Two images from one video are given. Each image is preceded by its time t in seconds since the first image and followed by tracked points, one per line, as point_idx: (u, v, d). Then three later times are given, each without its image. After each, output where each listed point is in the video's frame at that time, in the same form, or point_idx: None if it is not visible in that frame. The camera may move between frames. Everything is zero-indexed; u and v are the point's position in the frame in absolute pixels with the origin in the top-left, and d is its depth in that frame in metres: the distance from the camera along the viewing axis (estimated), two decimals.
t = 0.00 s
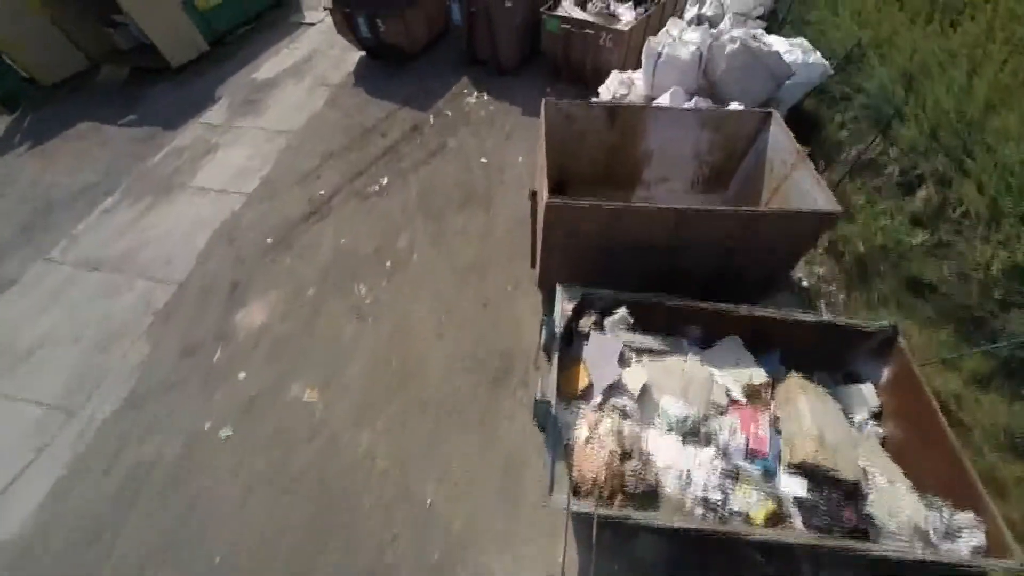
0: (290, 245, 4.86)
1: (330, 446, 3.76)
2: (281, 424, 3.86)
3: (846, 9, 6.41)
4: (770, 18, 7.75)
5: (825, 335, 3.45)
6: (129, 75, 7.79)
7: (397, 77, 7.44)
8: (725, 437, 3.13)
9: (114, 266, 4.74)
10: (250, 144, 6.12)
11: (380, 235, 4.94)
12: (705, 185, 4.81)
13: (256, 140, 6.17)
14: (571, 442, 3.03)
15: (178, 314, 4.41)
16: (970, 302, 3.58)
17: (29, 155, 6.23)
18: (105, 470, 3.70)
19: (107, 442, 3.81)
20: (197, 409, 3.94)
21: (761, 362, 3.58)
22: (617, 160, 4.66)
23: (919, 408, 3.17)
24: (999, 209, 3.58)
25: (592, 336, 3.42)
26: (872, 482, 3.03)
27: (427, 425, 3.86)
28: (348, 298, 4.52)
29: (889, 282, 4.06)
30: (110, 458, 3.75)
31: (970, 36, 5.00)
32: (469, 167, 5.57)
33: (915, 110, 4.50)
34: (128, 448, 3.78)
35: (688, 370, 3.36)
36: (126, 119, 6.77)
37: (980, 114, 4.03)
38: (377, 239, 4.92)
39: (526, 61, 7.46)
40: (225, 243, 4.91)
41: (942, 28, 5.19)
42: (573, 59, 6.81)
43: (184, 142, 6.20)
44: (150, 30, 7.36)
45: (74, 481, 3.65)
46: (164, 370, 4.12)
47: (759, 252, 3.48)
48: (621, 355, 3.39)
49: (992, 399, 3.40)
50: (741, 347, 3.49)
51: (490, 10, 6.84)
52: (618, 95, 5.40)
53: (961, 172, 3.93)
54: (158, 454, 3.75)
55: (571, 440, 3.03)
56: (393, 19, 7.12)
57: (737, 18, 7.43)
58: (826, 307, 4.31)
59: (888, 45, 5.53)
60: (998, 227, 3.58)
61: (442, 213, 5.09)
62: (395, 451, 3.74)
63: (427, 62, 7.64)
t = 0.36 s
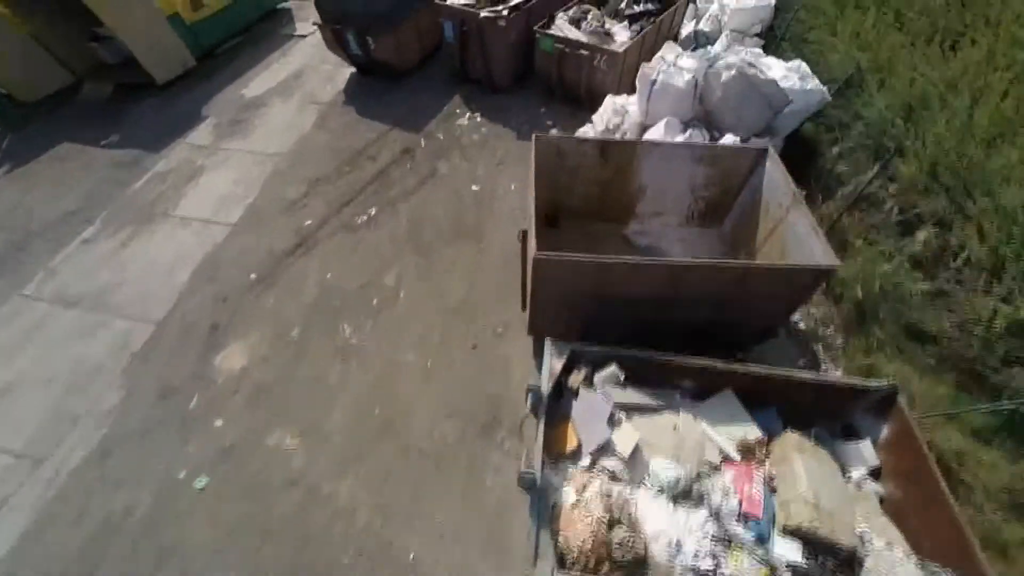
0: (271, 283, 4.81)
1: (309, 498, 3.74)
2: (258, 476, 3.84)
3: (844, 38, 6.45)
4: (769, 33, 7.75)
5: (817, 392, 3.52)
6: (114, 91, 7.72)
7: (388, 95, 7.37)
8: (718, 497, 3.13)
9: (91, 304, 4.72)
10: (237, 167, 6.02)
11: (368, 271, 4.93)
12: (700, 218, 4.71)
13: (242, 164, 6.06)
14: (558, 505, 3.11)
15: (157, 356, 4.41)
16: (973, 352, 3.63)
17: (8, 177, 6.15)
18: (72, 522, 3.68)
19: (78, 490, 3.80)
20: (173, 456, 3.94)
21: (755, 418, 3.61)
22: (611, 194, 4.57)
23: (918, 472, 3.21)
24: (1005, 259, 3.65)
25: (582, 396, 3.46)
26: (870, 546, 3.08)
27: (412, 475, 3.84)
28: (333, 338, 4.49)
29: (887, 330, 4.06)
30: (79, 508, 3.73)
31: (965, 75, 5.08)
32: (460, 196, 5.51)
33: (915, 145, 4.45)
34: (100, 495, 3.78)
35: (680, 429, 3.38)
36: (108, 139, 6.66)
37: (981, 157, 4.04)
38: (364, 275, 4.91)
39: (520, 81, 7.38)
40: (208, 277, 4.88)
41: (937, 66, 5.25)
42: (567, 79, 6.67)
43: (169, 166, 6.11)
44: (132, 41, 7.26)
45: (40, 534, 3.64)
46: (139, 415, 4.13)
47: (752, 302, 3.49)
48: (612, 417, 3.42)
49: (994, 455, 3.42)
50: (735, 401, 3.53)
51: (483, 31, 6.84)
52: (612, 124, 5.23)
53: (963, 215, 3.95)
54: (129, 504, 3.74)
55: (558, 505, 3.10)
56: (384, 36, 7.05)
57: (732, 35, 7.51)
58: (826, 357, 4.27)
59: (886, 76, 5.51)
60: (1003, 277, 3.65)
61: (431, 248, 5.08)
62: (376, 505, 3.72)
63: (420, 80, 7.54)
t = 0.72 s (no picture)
0: (255, 318, 4.94)
1: (285, 548, 3.84)
2: (234, 525, 3.93)
3: (843, 64, 6.40)
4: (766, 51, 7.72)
5: (810, 448, 3.48)
6: (100, 105, 7.72)
7: (379, 114, 7.30)
8: (711, 559, 3.14)
9: (68, 343, 4.84)
10: (223, 191, 6.01)
11: (357, 307, 5.02)
12: (695, 253, 4.67)
13: (229, 188, 6.04)
14: (545, 568, 3.18)
15: (136, 399, 4.52)
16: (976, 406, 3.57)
17: None
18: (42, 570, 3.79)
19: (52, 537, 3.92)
20: (146, 504, 4.05)
21: (749, 472, 3.59)
22: (604, 228, 4.49)
23: (916, 533, 3.15)
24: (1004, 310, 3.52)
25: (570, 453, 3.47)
26: None
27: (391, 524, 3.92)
28: (316, 381, 4.59)
29: (886, 376, 4.09)
30: (48, 557, 3.84)
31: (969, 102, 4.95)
32: (449, 226, 5.54)
33: (914, 182, 4.35)
34: (72, 544, 3.89)
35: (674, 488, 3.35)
36: (92, 161, 6.71)
37: (979, 198, 3.90)
38: (351, 311, 4.99)
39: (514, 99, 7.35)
40: (189, 313, 4.98)
41: (938, 93, 5.15)
42: (560, 98, 6.52)
43: (153, 189, 6.14)
44: (116, 59, 7.25)
45: (20, 575, 3.77)
46: (114, 458, 4.24)
47: (744, 352, 3.51)
48: (600, 477, 3.42)
49: (994, 507, 3.41)
50: (728, 455, 3.50)
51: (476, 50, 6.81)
52: (606, 155, 5.13)
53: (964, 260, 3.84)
54: (103, 551, 3.86)
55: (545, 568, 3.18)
56: (374, 54, 6.98)
57: (727, 51, 7.49)
58: (825, 402, 4.38)
59: (887, 103, 5.38)
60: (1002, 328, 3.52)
61: (420, 284, 5.16)
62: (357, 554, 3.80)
63: (412, 97, 7.49)
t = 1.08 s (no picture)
0: (237, 359, 4.90)
1: None
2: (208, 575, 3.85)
3: (843, 86, 6.26)
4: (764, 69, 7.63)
5: (808, 506, 3.40)
6: (84, 126, 7.58)
7: (369, 135, 7.19)
8: None
9: (43, 383, 4.79)
10: (206, 220, 6.03)
11: (344, 342, 5.00)
12: (690, 291, 4.77)
13: (216, 216, 6.05)
14: None
15: (109, 442, 4.46)
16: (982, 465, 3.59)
17: None
18: None
19: None
20: (119, 553, 3.97)
21: (744, 529, 3.48)
22: (597, 265, 4.55)
23: None
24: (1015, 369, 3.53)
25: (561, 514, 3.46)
26: None
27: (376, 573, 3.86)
28: (299, 423, 4.54)
29: (887, 423, 4.10)
30: None
31: (970, 131, 4.81)
32: (439, 255, 5.57)
33: (914, 222, 4.29)
34: None
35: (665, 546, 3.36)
36: (69, 187, 6.58)
37: (983, 248, 3.86)
38: (337, 348, 4.97)
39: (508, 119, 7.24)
40: (168, 352, 4.95)
41: (938, 122, 5.03)
42: (554, 120, 6.46)
43: (136, 218, 6.12)
44: (98, 78, 7.12)
45: None
46: (84, 504, 4.17)
47: (737, 409, 3.54)
48: (590, 538, 3.36)
49: (998, 561, 3.43)
50: (724, 512, 3.41)
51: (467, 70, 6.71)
52: (599, 190, 4.93)
53: (969, 311, 3.85)
54: None
55: None
56: (364, 73, 6.89)
57: (725, 69, 7.36)
58: (826, 444, 4.31)
59: (884, 132, 5.31)
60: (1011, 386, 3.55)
61: (409, 320, 5.15)
62: None
63: (402, 116, 7.39)
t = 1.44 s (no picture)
0: (218, 399, 4.95)
1: None
2: None
3: (841, 110, 6.09)
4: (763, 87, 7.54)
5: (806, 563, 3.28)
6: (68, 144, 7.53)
7: (362, 152, 7.09)
8: None
9: (17, 424, 4.86)
10: (190, 249, 6.02)
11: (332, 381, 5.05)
12: (687, 331, 4.83)
13: (201, 245, 6.04)
14: None
15: (81, 486, 4.54)
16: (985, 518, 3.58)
17: None
18: None
19: None
20: None
21: None
22: (592, 306, 4.64)
23: None
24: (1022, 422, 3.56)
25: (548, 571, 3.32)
26: None
27: None
28: (282, 466, 4.60)
29: (889, 471, 4.06)
30: None
31: (972, 162, 4.73)
32: (431, 289, 5.63)
33: (916, 267, 4.27)
34: None
35: None
36: (58, 206, 6.57)
37: (989, 296, 3.83)
38: (325, 388, 5.01)
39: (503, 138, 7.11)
40: (147, 394, 4.99)
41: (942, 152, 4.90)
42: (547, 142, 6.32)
43: (121, 245, 6.10)
44: (81, 96, 7.03)
45: None
46: (59, 549, 4.26)
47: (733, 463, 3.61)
48: None
49: None
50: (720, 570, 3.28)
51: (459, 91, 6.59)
52: (592, 228, 4.71)
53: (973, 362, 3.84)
54: None
55: None
56: (354, 92, 6.79)
57: (724, 88, 7.22)
58: (826, 491, 4.18)
59: (885, 162, 5.18)
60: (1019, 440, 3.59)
61: (397, 357, 5.18)
62: None
63: (394, 136, 7.27)
